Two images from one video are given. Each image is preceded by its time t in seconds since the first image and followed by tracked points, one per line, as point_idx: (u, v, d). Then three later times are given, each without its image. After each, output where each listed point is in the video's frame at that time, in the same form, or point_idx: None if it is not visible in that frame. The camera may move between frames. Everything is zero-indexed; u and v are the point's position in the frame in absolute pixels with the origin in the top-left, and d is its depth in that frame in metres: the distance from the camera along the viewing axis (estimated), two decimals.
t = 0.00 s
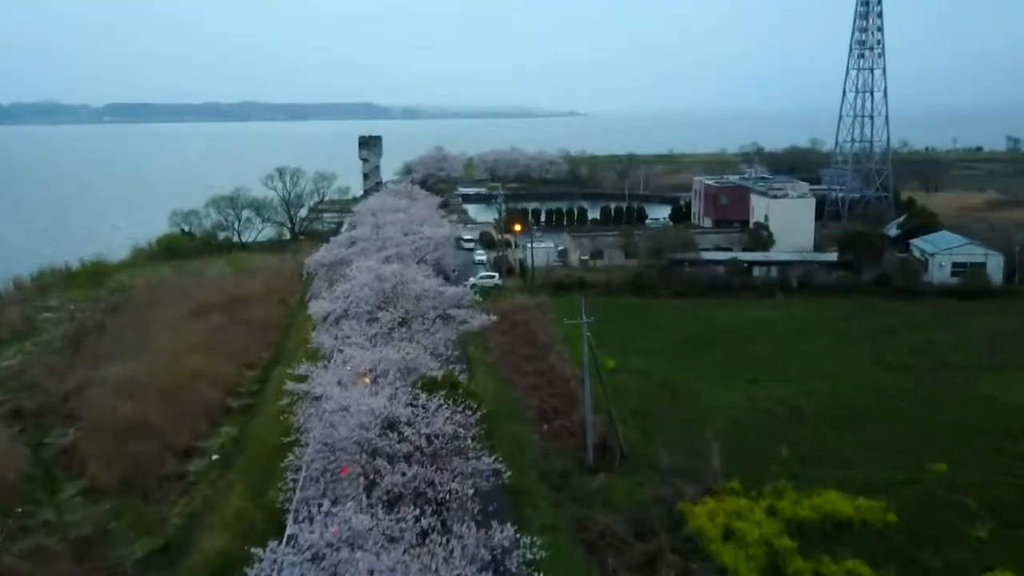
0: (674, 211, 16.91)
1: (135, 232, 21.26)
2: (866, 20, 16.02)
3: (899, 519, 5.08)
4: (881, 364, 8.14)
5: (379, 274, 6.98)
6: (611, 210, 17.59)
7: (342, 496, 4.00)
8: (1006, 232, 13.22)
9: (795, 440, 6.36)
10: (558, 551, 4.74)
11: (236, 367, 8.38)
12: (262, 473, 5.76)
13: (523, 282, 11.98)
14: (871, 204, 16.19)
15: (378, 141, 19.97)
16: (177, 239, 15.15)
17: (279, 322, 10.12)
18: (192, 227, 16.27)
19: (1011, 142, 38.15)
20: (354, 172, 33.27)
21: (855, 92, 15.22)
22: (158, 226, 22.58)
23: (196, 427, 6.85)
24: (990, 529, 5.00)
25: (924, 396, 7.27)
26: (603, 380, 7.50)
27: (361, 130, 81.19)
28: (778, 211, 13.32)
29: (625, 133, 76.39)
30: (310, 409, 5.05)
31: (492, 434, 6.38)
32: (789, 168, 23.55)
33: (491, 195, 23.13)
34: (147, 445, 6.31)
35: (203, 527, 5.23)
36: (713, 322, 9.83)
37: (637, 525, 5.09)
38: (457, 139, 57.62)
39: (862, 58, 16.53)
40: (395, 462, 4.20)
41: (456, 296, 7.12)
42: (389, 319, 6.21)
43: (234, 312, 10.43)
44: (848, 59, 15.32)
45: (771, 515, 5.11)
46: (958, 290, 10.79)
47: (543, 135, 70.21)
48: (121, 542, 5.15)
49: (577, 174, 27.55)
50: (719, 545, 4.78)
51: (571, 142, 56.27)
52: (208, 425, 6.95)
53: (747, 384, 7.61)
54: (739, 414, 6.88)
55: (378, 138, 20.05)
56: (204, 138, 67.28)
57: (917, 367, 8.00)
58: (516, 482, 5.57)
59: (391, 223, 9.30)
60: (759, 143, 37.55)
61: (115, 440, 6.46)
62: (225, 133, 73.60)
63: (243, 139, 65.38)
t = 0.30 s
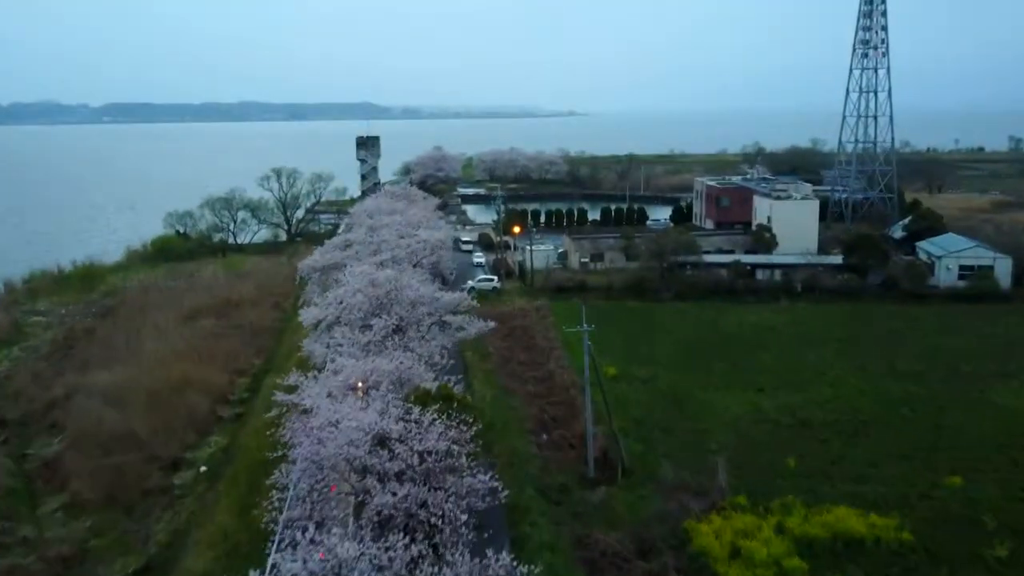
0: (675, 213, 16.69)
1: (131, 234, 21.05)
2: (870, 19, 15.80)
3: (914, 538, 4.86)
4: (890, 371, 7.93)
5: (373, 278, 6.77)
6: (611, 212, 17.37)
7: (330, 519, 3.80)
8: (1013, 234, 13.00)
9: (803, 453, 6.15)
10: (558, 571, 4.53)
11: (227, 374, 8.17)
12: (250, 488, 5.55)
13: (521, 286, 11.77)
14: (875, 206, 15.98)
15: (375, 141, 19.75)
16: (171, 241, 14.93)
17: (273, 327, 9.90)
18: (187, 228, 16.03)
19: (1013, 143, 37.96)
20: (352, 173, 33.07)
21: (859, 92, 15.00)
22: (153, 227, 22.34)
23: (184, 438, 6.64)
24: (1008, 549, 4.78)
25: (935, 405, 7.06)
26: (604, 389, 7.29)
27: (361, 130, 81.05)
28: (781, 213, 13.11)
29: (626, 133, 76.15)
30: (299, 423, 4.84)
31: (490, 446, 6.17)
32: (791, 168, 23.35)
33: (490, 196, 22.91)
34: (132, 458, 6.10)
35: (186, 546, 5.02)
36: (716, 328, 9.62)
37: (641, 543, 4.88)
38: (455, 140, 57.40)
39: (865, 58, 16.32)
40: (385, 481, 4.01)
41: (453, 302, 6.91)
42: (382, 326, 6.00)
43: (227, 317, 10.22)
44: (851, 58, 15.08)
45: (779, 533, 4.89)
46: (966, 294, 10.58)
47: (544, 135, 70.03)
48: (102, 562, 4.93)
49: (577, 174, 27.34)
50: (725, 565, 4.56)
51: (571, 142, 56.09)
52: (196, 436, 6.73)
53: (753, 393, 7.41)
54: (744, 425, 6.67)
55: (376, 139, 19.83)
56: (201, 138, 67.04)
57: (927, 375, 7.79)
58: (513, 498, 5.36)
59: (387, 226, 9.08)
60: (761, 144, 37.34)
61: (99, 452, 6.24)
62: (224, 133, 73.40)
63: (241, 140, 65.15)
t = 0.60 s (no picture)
0: (677, 215, 16.48)
1: (127, 235, 20.86)
2: (874, 17, 15.57)
3: (930, 560, 4.64)
4: (899, 378, 7.72)
5: (366, 283, 6.56)
6: (612, 213, 17.15)
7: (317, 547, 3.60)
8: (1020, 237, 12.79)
9: (812, 466, 5.94)
10: None
11: (218, 381, 7.96)
12: (236, 505, 5.33)
13: (520, 289, 11.55)
14: (879, 207, 15.77)
15: (374, 141, 19.54)
16: (165, 243, 14.70)
17: (266, 332, 9.69)
18: (182, 230, 15.75)
19: (1015, 142, 37.80)
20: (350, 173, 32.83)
21: (862, 91, 14.79)
22: (150, 228, 22.12)
23: (173, 449, 6.43)
24: None
25: (947, 414, 6.85)
26: (605, 397, 7.08)
27: (360, 130, 80.89)
28: (784, 215, 12.90)
29: (625, 132, 75.98)
30: (286, 437, 4.63)
31: (487, 459, 5.96)
32: (793, 169, 23.15)
33: (489, 197, 22.70)
34: (117, 471, 5.89)
35: (170, 565, 4.82)
36: (719, 333, 9.40)
37: (644, 563, 4.67)
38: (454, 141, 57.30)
39: (869, 57, 16.10)
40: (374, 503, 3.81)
41: (450, 307, 6.69)
42: (375, 333, 5.79)
43: (220, 321, 10.00)
44: (855, 58, 14.87)
45: (788, 554, 4.67)
46: (974, 298, 10.37)
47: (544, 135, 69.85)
48: None
49: (577, 174, 27.14)
50: None
51: (571, 142, 55.90)
52: (183, 446, 6.52)
53: (758, 401, 7.21)
54: (750, 436, 6.46)
55: (374, 139, 19.61)
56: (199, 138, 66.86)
57: (938, 382, 7.59)
58: (510, 515, 5.14)
59: (383, 229, 8.86)
60: (761, 144, 37.16)
61: (82, 464, 6.03)
62: (224, 133, 73.17)
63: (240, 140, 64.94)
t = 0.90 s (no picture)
0: (678, 216, 16.28)
1: (122, 236, 20.64)
2: (878, 16, 15.35)
3: None
4: (909, 387, 7.52)
5: (359, 289, 6.34)
6: (612, 214, 16.95)
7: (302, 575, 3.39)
8: None
9: (822, 479, 5.74)
10: None
11: (209, 389, 7.75)
12: (221, 523, 5.11)
13: (519, 292, 11.34)
14: (883, 208, 15.56)
15: (372, 142, 19.32)
16: (160, 245, 14.49)
17: (259, 337, 9.48)
18: (177, 233, 15.40)
19: (1018, 142, 37.58)
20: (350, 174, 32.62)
21: (867, 92, 14.58)
22: (145, 229, 21.89)
23: (159, 461, 6.22)
24: None
25: (959, 425, 6.65)
26: (606, 407, 6.87)
27: (360, 130, 80.67)
28: (788, 216, 12.68)
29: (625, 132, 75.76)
30: (273, 454, 4.41)
31: (485, 473, 5.75)
32: (795, 169, 22.92)
33: (489, 198, 22.49)
34: (99, 487, 5.68)
35: None
36: (723, 338, 9.19)
37: None
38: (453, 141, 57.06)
39: (874, 57, 15.87)
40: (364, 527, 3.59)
41: (446, 313, 6.48)
42: (367, 342, 5.58)
43: (212, 326, 9.78)
44: (858, 58, 14.64)
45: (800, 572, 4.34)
46: (982, 303, 10.16)
47: (544, 134, 69.63)
48: None
49: (577, 175, 26.92)
50: None
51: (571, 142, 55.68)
52: (170, 458, 6.30)
53: (764, 409, 7.00)
54: (757, 448, 6.25)
55: (372, 139, 19.39)
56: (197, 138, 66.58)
57: (949, 391, 7.38)
58: (508, 535, 4.93)
59: (378, 233, 8.64)
60: (763, 144, 36.94)
61: (64, 479, 5.82)
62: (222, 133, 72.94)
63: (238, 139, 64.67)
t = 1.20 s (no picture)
0: (680, 218, 16.06)
1: (118, 237, 20.44)
2: (883, 15, 15.13)
3: None
4: (920, 397, 7.31)
5: (353, 295, 6.12)
6: (613, 216, 16.74)
7: None
8: None
9: (833, 495, 5.53)
10: None
11: (199, 398, 7.53)
12: (207, 541, 4.90)
13: (519, 296, 11.13)
14: (888, 210, 15.34)
15: (370, 142, 19.12)
16: (154, 248, 14.28)
17: (253, 343, 9.26)
18: (172, 235, 15.26)
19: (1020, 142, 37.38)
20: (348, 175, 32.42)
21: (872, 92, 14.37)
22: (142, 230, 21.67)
23: (145, 474, 6.01)
24: None
25: (973, 437, 6.45)
26: (608, 418, 6.66)
27: (359, 130, 80.51)
28: (792, 219, 12.47)
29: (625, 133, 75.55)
30: (259, 473, 4.20)
31: (483, 489, 5.54)
32: (798, 170, 22.72)
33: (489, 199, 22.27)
34: (82, 502, 5.46)
35: None
36: (728, 344, 8.97)
37: None
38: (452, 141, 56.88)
39: (878, 56, 15.66)
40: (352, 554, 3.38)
41: (443, 321, 6.25)
42: (359, 351, 5.35)
43: (204, 332, 9.57)
44: (862, 59, 14.45)
45: None
46: (992, 307, 9.94)
47: (543, 136, 69.47)
48: None
49: (577, 176, 26.70)
50: None
51: (572, 142, 55.56)
52: (157, 471, 6.08)
53: (772, 421, 6.79)
54: (766, 462, 6.04)
55: (371, 140, 19.18)
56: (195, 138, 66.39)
57: (962, 401, 7.18)
58: (506, 556, 4.72)
59: (373, 237, 8.42)
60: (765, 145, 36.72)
61: (45, 493, 5.61)
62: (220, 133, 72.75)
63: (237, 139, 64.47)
